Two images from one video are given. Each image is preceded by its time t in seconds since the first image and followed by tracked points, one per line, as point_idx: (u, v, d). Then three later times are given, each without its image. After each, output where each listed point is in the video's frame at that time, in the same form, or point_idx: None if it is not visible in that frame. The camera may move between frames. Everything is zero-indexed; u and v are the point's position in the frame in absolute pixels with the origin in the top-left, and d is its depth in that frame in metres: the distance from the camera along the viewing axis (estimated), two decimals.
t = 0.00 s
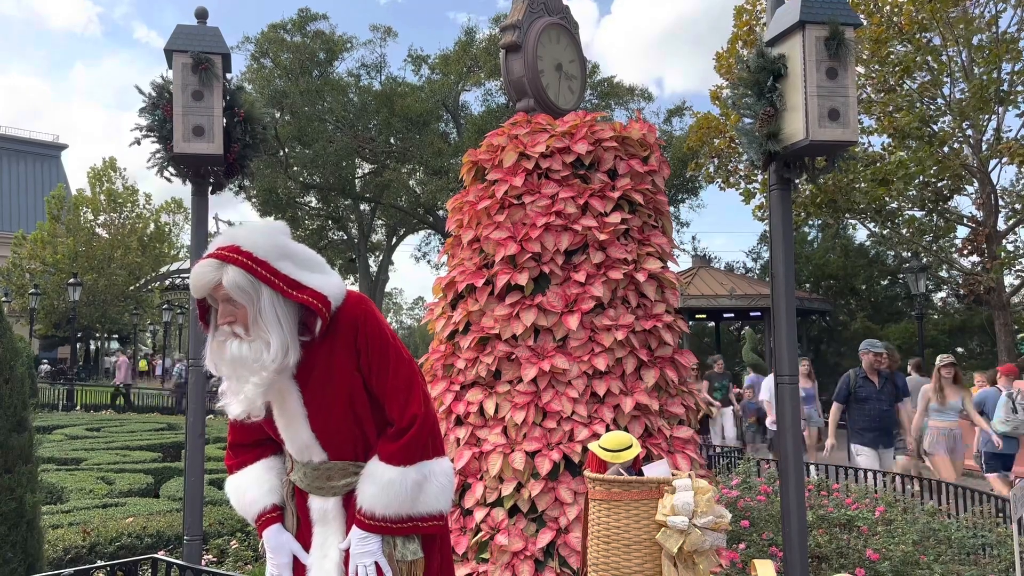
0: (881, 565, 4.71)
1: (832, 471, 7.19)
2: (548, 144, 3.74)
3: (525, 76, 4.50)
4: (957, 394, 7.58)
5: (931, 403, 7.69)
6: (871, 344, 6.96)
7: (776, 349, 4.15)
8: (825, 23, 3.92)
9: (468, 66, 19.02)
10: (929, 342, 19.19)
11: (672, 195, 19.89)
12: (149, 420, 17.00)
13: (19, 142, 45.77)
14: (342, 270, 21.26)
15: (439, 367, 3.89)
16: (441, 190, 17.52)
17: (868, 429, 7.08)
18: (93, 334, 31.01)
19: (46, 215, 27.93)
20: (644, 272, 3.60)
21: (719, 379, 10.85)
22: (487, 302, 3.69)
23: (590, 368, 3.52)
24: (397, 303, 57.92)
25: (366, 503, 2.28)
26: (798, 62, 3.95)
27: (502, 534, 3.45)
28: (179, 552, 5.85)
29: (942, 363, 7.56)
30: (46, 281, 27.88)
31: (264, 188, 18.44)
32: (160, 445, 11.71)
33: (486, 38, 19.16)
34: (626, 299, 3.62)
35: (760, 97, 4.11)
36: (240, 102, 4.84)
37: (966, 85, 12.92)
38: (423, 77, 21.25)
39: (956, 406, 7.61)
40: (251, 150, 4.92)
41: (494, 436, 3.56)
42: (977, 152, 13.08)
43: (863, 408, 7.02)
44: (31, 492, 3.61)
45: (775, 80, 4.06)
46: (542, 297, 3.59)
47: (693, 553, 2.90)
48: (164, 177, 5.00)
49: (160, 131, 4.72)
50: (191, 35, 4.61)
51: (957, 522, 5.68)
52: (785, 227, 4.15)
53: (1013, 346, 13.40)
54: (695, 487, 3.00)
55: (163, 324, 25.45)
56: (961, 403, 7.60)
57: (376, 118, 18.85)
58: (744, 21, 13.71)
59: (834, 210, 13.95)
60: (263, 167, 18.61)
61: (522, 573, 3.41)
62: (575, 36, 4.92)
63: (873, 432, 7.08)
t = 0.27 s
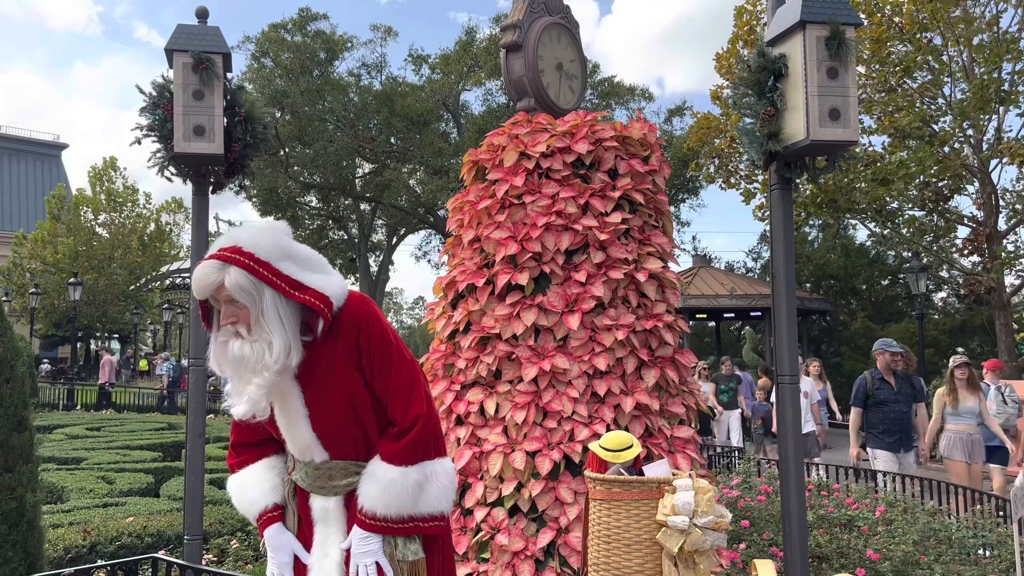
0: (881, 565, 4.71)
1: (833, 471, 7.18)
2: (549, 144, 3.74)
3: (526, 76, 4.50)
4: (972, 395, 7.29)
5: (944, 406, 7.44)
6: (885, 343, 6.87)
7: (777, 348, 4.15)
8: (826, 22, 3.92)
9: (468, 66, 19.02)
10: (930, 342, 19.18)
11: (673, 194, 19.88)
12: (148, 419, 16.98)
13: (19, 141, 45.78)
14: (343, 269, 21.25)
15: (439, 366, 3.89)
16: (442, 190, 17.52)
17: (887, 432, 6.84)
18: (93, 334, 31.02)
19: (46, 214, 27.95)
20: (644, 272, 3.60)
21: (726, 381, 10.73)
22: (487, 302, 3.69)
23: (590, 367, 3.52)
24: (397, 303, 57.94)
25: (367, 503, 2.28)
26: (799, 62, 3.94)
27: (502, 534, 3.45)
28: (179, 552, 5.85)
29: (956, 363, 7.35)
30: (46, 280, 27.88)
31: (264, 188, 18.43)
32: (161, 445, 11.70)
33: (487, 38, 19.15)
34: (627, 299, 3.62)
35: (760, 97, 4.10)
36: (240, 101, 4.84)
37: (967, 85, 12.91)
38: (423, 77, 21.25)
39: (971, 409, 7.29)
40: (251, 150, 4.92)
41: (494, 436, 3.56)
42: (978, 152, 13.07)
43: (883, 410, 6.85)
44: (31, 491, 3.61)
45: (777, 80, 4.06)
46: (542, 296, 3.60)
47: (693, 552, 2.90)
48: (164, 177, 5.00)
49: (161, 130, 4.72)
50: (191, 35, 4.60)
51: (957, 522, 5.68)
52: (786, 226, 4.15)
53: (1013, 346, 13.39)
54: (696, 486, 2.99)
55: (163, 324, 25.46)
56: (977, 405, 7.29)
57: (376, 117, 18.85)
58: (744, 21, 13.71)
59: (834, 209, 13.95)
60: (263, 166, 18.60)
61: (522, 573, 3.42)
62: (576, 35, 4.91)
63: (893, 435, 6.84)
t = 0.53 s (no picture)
0: (881, 565, 4.71)
1: (834, 471, 7.18)
2: (550, 143, 3.74)
3: (526, 76, 4.50)
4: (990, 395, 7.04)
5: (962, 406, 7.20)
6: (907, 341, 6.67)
7: (777, 348, 4.14)
8: (827, 22, 3.91)
9: (468, 66, 19.01)
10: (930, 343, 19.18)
11: (674, 194, 19.87)
12: (148, 419, 16.99)
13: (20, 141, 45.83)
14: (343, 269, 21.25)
15: (440, 366, 3.89)
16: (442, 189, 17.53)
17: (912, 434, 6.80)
18: (94, 334, 31.05)
19: (47, 214, 28.00)
20: (645, 272, 3.60)
21: (731, 379, 10.39)
22: (488, 301, 3.69)
23: (591, 367, 3.52)
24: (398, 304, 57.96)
25: (369, 503, 2.28)
26: (800, 61, 3.94)
27: (502, 534, 3.45)
28: (180, 552, 5.86)
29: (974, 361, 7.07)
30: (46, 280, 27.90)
31: (264, 187, 18.43)
32: (162, 445, 11.71)
33: (487, 38, 19.16)
34: (628, 298, 3.62)
35: (761, 96, 4.09)
36: (241, 101, 4.84)
37: (967, 85, 12.90)
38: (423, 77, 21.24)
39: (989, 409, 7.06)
40: (252, 150, 4.92)
41: (495, 435, 3.56)
42: (979, 152, 13.06)
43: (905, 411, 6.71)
44: (32, 490, 3.61)
45: (777, 79, 4.06)
46: (543, 296, 3.60)
47: (694, 553, 2.90)
48: (165, 177, 5.01)
49: (161, 130, 4.72)
50: (192, 34, 4.61)
51: (957, 522, 5.67)
52: (786, 226, 4.15)
53: (1014, 346, 13.39)
54: (696, 486, 3.00)
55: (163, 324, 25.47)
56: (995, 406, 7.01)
57: (377, 117, 18.84)
58: (744, 21, 13.71)
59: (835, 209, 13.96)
60: (264, 166, 18.60)
61: (522, 573, 3.41)
62: (576, 35, 4.91)
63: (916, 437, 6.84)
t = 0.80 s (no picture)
0: (882, 565, 4.71)
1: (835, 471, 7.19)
2: (550, 143, 3.73)
3: (527, 76, 4.50)
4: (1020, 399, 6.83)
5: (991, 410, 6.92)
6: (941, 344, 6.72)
7: (778, 349, 4.15)
8: (828, 22, 3.91)
9: (469, 65, 19.02)
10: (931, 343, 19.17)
11: (674, 194, 19.86)
12: (149, 419, 17.00)
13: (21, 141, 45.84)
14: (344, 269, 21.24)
15: (440, 366, 3.89)
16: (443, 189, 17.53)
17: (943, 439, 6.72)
18: (95, 334, 31.06)
19: (48, 214, 28.04)
20: (646, 272, 3.61)
21: (736, 382, 10.03)
22: (489, 301, 3.69)
23: (592, 367, 3.52)
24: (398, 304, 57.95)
25: (366, 503, 2.28)
26: (801, 61, 3.94)
27: (503, 534, 3.46)
28: (180, 551, 5.86)
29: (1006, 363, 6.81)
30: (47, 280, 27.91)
31: (265, 187, 18.43)
32: (162, 445, 11.71)
33: (488, 37, 19.16)
34: (628, 298, 3.62)
35: (762, 96, 4.08)
36: (242, 100, 4.84)
37: (968, 85, 12.89)
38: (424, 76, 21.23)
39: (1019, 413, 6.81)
40: (253, 149, 4.92)
41: (495, 435, 3.56)
42: (979, 152, 13.06)
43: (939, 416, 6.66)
44: (33, 490, 3.61)
45: (778, 79, 4.06)
46: (544, 296, 3.59)
47: (695, 552, 2.90)
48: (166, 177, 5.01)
49: (162, 130, 4.72)
50: (193, 34, 4.61)
51: (958, 523, 5.67)
52: (787, 225, 4.15)
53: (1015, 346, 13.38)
54: (697, 486, 2.99)
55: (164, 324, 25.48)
56: None
57: (377, 117, 18.82)
58: (745, 21, 13.70)
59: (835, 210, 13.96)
60: (265, 166, 18.59)
61: (523, 572, 3.41)
62: (577, 35, 4.91)
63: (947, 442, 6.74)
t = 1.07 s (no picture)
0: (883, 565, 4.71)
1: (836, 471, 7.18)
2: (551, 143, 3.73)
3: (528, 76, 4.50)
4: None
5: None
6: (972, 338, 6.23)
7: (779, 348, 4.14)
8: (829, 22, 3.91)
9: (470, 65, 19.05)
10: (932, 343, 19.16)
11: (675, 194, 19.85)
12: (150, 418, 17.03)
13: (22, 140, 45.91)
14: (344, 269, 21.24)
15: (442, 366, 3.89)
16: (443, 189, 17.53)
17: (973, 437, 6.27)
18: (96, 333, 31.10)
19: (49, 214, 28.09)
20: (647, 272, 3.61)
21: (742, 381, 9.97)
22: (489, 301, 3.70)
23: (593, 367, 3.51)
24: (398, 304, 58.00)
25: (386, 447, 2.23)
26: (802, 61, 3.94)
27: (504, 534, 3.45)
28: (181, 551, 5.87)
29: None
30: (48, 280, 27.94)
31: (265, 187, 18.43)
32: (163, 445, 11.72)
33: (489, 37, 19.17)
34: (629, 299, 3.63)
35: (763, 97, 4.08)
36: (243, 100, 4.84)
37: (969, 85, 12.89)
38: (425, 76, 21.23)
39: None
40: (254, 149, 4.93)
41: (496, 435, 3.56)
42: (980, 152, 13.06)
43: (968, 413, 6.23)
44: (34, 490, 3.61)
45: (779, 80, 4.06)
46: (545, 296, 3.59)
47: (696, 553, 2.90)
48: (167, 177, 5.01)
49: (163, 130, 4.73)
50: (194, 34, 4.62)
51: (959, 523, 5.67)
52: (788, 225, 4.15)
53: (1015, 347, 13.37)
54: (698, 486, 2.99)
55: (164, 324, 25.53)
56: None
57: (378, 117, 18.81)
58: (746, 21, 13.69)
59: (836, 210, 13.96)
60: (265, 166, 18.60)
61: (524, 572, 3.41)
62: (578, 35, 4.91)
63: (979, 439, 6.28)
